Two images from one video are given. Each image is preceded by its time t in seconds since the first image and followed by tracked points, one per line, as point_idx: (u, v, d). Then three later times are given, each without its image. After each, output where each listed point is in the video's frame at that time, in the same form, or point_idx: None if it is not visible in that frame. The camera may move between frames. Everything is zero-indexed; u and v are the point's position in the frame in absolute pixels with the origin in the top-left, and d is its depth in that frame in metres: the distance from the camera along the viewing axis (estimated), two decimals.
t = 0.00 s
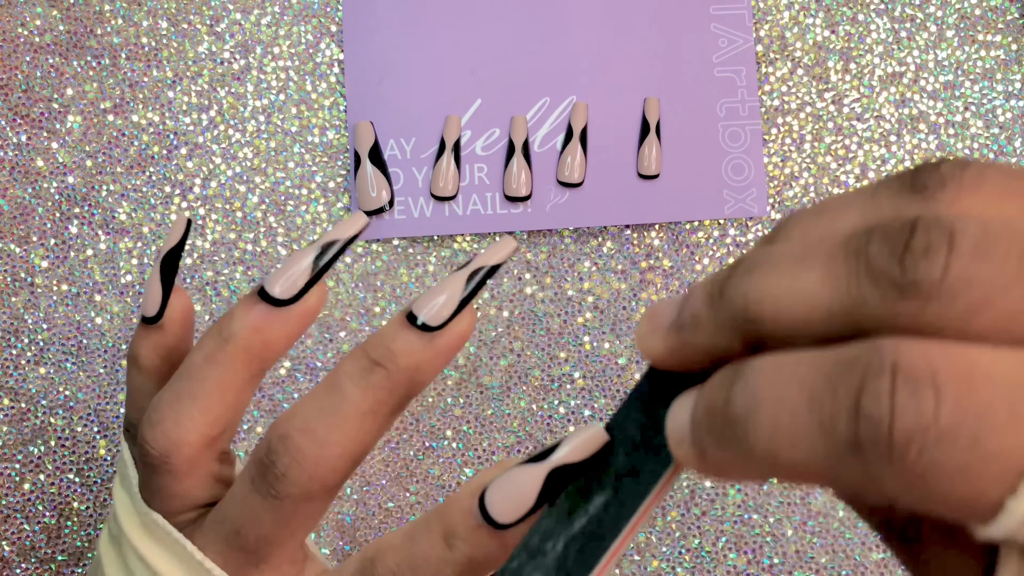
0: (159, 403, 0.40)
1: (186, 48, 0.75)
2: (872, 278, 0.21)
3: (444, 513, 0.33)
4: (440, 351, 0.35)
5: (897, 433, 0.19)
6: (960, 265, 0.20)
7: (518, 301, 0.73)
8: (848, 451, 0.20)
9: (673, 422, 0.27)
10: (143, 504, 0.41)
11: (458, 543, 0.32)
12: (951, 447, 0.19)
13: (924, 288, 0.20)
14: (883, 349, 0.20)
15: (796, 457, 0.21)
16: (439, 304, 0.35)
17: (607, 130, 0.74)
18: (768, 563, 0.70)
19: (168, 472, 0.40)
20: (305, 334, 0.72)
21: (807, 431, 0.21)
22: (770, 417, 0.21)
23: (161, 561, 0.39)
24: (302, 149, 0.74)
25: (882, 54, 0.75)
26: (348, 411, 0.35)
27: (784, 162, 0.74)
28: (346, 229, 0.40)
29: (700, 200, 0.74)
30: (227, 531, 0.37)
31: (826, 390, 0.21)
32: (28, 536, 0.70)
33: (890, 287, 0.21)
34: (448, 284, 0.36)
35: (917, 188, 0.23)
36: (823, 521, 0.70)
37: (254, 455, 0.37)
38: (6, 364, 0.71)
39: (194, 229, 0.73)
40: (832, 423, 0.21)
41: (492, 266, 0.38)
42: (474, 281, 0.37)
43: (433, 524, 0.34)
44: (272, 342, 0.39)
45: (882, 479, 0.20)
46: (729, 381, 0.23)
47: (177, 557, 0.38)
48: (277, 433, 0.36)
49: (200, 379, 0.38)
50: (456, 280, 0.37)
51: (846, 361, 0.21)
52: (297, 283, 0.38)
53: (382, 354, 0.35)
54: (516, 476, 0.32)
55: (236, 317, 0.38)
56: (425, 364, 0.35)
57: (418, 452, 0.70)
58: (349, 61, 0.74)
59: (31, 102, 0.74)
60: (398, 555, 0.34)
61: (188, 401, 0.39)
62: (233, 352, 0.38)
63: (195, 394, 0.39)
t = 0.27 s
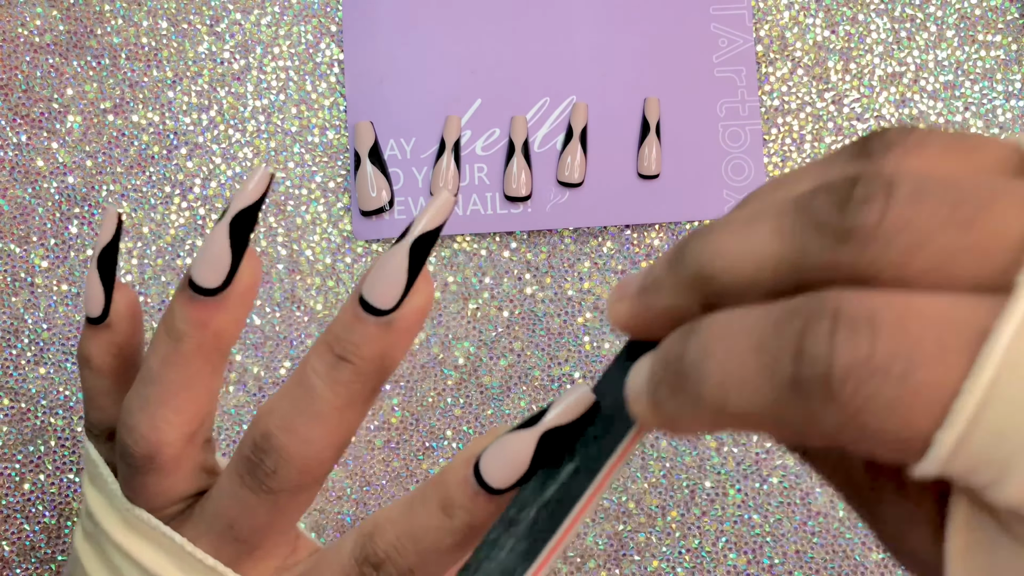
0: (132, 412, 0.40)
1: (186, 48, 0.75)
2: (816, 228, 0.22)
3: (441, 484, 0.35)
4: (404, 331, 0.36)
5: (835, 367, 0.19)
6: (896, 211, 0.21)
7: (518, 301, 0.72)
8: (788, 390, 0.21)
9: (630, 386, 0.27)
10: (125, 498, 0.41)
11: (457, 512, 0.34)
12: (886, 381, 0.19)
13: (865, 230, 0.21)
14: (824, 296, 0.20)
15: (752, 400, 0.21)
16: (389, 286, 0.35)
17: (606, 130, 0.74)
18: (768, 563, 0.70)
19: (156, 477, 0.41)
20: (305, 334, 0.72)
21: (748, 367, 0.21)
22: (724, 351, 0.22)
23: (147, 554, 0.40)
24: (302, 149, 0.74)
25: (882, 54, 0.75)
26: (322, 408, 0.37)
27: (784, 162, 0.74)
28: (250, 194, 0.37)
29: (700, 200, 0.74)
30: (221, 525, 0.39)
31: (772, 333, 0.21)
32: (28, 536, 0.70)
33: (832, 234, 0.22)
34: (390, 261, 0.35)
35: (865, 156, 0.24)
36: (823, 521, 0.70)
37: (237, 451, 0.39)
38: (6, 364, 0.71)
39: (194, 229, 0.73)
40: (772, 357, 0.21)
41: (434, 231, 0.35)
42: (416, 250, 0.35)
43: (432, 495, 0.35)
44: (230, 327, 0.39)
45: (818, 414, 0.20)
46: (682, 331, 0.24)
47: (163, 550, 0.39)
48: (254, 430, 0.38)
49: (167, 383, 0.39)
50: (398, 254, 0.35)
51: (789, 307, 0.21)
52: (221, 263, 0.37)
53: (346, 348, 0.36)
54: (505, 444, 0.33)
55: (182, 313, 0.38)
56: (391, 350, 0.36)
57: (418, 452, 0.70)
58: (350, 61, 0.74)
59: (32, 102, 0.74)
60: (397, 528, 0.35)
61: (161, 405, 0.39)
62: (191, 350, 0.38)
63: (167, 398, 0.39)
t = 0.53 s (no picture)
0: (135, 434, 0.40)
1: (186, 48, 0.75)
2: (884, 149, 0.23)
3: (454, 485, 0.35)
4: (399, 356, 0.36)
5: (904, 277, 0.21)
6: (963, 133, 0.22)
7: (518, 301, 0.73)
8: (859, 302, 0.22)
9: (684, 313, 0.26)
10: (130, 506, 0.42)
11: (470, 512, 0.34)
12: (949, 292, 0.20)
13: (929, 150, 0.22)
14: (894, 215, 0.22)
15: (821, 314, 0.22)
16: (381, 315, 0.35)
17: (607, 130, 0.74)
18: (768, 563, 0.70)
19: (160, 491, 0.41)
20: (305, 334, 0.72)
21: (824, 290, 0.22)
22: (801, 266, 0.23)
23: (153, 562, 0.41)
24: (302, 149, 0.74)
25: (882, 54, 0.75)
26: (327, 434, 0.38)
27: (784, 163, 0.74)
28: (209, 225, 0.36)
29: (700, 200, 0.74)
30: (232, 536, 0.40)
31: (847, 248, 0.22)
32: (29, 536, 0.69)
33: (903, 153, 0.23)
34: (376, 289, 0.35)
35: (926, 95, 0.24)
36: (823, 521, 0.70)
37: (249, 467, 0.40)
38: (6, 364, 0.71)
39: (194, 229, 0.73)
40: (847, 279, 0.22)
41: (416, 257, 0.35)
42: (400, 275, 0.35)
43: (444, 497, 0.35)
44: (223, 359, 0.38)
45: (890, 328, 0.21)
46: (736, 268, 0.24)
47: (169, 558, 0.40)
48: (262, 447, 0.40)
49: (170, 409, 0.39)
50: (383, 279, 0.35)
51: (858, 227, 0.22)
52: (197, 299, 0.36)
53: (344, 375, 0.36)
54: (515, 447, 0.33)
55: (169, 344, 0.37)
56: (390, 376, 0.36)
57: (418, 452, 0.70)
58: (349, 61, 0.74)
59: (31, 102, 0.74)
60: (411, 530, 0.37)
61: (166, 431, 0.39)
62: (188, 380, 0.38)
63: (172, 422, 0.39)
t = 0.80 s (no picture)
0: (162, 434, 0.40)
1: (186, 48, 0.75)
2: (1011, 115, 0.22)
3: (463, 485, 0.35)
4: (422, 367, 0.37)
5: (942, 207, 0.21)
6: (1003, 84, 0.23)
7: (518, 301, 0.72)
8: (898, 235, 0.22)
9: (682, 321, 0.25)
10: (147, 503, 0.41)
11: (480, 515, 0.34)
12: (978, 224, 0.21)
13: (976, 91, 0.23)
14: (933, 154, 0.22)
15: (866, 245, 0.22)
16: (407, 327, 0.35)
17: (606, 130, 0.74)
18: (768, 563, 0.70)
19: (183, 490, 0.41)
20: (305, 334, 0.72)
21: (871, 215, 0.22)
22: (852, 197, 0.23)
23: (168, 561, 0.40)
24: (302, 149, 0.74)
25: (882, 54, 0.75)
26: (350, 438, 0.38)
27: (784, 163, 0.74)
28: (232, 247, 0.35)
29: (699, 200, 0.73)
30: (249, 535, 0.40)
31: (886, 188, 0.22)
32: (29, 536, 0.70)
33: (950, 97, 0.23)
34: (404, 303, 0.35)
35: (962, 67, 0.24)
36: (822, 521, 0.70)
37: (273, 465, 0.40)
38: (6, 364, 0.71)
39: (194, 229, 0.73)
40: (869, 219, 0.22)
41: (444, 270, 0.35)
42: (427, 288, 0.35)
43: (455, 497, 0.35)
44: (249, 370, 0.38)
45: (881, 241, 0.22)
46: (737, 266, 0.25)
47: (184, 556, 0.40)
48: (283, 449, 0.40)
49: (197, 415, 0.39)
50: (410, 294, 0.35)
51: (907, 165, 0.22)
52: (224, 321, 0.36)
53: (369, 383, 0.37)
54: (528, 448, 0.32)
55: (196, 355, 0.37)
56: (413, 386, 0.37)
57: (418, 452, 0.70)
58: (349, 61, 0.74)
59: (32, 102, 0.74)
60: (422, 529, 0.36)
61: (193, 434, 0.40)
62: (214, 389, 0.38)
63: (200, 427, 0.39)
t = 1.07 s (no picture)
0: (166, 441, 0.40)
1: (186, 48, 0.75)
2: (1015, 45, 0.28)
3: (454, 506, 0.35)
4: (422, 384, 0.37)
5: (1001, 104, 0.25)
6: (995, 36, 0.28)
7: (518, 301, 0.72)
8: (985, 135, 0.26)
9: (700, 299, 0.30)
10: (144, 509, 0.41)
11: (469, 536, 0.34)
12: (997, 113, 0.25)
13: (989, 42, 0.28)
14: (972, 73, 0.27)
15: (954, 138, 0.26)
16: (407, 348, 0.36)
17: (606, 130, 0.74)
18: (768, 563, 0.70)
19: (184, 496, 0.41)
20: (305, 334, 0.72)
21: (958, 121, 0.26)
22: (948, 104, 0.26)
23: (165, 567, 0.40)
24: (302, 149, 0.74)
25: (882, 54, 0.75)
26: (349, 450, 0.38)
27: (784, 163, 0.74)
28: (235, 270, 0.36)
29: (699, 201, 0.73)
30: (249, 543, 0.40)
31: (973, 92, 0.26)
32: (28, 536, 0.70)
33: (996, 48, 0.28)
34: (403, 328, 0.36)
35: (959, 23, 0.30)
36: (822, 521, 0.70)
37: (271, 475, 0.40)
38: (6, 364, 0.71)
39: (194, 229, 0.73)
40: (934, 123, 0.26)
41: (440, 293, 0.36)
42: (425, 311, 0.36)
43: (445, 516, 0.35)
44: (252, 384, 0.38)
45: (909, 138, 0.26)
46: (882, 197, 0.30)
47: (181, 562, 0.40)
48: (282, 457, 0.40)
49: (204, 426, 0.39)
50: (409, 317, 0.36)
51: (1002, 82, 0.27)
52: (229, 338, 0.36)
53: (369, 399, 0.38)
54: (514, 479, 0.33)
55: (200, 371, 0.37)
56: (413, 402, 0.38)
57: (418, 452, 0.70)
58: (349, 61, 0.74)
59: (32, 102, 0.74)
60: (410, 546, 0.36)
61: (198, 444, 0.40)
62: (217, 402, 0.38)
63: (205, 438, 0.39)
